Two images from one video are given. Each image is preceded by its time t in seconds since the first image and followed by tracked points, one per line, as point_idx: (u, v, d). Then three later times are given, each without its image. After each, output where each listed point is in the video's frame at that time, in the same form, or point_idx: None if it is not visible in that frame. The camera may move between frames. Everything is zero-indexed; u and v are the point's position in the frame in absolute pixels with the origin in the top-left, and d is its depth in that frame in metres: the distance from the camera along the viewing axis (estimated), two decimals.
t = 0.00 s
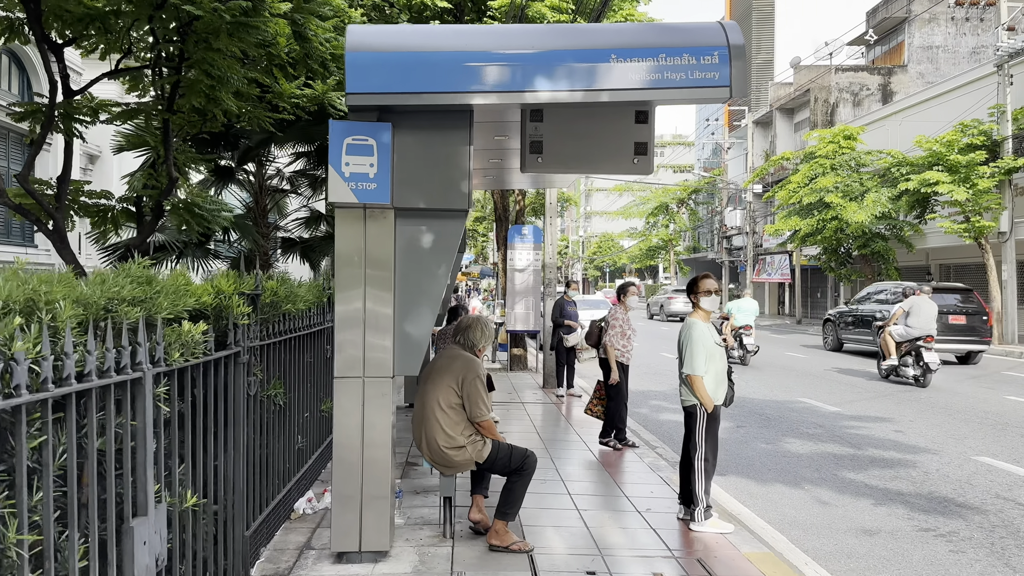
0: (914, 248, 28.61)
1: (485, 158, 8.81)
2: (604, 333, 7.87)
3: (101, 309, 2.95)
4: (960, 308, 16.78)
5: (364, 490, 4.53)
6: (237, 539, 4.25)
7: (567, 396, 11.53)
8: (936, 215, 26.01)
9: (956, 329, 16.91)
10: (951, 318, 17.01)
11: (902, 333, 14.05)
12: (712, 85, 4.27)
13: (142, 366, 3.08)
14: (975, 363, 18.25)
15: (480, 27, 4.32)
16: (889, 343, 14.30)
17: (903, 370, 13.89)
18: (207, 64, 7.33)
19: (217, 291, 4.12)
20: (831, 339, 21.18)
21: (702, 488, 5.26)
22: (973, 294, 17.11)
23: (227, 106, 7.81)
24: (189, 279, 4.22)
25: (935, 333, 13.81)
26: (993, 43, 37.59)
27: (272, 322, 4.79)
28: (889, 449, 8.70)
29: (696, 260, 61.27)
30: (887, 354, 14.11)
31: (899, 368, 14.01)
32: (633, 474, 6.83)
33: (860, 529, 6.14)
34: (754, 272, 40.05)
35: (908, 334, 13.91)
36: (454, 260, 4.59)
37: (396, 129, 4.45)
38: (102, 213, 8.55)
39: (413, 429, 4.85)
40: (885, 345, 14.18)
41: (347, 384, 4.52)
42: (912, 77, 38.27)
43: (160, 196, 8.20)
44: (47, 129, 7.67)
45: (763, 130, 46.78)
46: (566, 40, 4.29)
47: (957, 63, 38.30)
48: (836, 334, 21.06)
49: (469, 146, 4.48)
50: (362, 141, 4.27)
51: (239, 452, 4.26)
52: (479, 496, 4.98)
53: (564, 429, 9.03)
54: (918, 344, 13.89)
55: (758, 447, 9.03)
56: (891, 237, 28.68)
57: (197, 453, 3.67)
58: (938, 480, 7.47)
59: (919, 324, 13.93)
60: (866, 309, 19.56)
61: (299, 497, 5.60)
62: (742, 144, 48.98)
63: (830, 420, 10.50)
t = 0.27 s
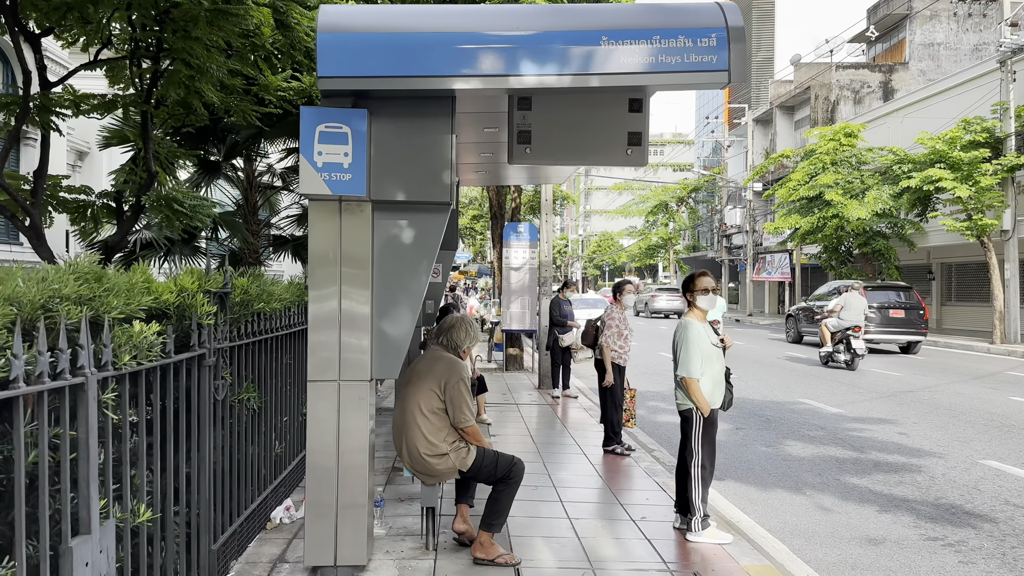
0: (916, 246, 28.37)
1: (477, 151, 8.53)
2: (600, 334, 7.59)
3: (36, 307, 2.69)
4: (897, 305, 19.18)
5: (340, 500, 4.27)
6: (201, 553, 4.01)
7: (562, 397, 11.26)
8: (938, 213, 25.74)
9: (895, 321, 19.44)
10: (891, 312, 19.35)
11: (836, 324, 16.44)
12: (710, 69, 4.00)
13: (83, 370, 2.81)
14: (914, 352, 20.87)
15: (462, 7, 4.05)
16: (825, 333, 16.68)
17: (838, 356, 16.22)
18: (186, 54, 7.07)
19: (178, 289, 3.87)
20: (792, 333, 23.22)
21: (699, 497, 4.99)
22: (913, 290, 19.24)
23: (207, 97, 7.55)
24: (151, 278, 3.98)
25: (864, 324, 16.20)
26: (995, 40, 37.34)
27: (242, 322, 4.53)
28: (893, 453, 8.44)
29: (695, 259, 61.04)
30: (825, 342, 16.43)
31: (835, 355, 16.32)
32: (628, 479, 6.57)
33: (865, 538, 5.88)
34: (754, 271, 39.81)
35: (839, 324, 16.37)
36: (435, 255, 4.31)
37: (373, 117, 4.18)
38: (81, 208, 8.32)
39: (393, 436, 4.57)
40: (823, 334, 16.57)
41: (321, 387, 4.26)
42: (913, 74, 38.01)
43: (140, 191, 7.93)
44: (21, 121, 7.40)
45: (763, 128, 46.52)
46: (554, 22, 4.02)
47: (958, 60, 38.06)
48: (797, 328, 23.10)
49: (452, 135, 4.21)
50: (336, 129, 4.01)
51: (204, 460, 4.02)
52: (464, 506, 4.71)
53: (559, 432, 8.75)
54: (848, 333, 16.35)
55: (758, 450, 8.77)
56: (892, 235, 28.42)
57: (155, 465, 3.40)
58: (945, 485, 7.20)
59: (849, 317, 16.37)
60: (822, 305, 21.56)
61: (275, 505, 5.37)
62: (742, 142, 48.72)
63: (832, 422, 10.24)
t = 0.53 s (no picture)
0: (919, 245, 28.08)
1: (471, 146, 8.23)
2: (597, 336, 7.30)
3: None
4: (852, 301, 21.35)
5: (315, 513, 3.98)
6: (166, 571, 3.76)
7: (560, 400, 10.98)
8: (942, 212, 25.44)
9: (853, 318, 21.40)
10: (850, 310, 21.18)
11: (789, 319, 18.60)
12: (712, 52, 3.72)
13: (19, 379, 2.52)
14: (871, 345, 23.14)
15: None
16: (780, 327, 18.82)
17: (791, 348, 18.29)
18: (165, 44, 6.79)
19: (139, 288, 3.60)
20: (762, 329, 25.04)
21: (700, 509, 4.71)
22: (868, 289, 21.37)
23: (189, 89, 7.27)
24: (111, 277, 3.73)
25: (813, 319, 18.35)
26: (999, 38, 37.04)
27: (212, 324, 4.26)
28: (901, 459, 8.15)
29: (696, 258, 60.76)
30: (780, 335, 18.53)
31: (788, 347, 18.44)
32: (626, 488, 6.28)
33: (874, 551, 5.59)
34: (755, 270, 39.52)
35: (791, 318, 18.65)
36: (419, 253, 4.03)
37: (351, 104, 3.90)
38: (60, 206, 8.04)
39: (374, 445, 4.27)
40: (778, 328, 18.69)
41: (296, 394, 3.98)
42: (916, 73, 37.71)
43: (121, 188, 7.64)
44: None
45: (765, 127, 46.21)
46: (544, 2, 3.75)
47: (962, 59, 37.76)
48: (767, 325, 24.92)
49: (436, 125, 3.94)
50: (310, 116, 3.73)
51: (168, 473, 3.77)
52: (450, 520, 4.43)
53: (556, 437, 8.46)
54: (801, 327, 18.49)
55: (761, 455, 8.48)
56: (896, 235, 28.14)
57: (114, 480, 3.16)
58: (956, 493, 6.92)
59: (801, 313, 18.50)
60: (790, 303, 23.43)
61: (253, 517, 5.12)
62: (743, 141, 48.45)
63: (837, 426, 9.95)
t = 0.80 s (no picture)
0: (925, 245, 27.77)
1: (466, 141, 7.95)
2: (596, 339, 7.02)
3: None
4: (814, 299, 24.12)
5: (286, 531, 3.71)
6: None
7: (559, 403, 10.72)
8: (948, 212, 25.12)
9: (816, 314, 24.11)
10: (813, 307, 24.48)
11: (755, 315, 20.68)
12: (714, 35, 3.44)
13: None
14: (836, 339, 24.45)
15: None
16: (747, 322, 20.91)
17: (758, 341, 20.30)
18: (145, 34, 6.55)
19: (93, 290, 3.34)
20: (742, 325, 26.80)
21: (701, 524, 4.43)
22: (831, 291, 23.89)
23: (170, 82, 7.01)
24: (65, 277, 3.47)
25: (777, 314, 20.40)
26: (1005, 36, 36.67)
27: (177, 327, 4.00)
28: (910, 466, 7.87)
29: (699, 258, 60.48)
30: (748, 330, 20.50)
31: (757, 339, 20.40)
32: (624, 498, 6.01)
33: (885, 566, 5.31)
34: (759, 270, 39.22)
35: (757, 316, 20.66)
36: (400, 253, 3.75)
37: (324, 92, 3.63)
38: (42, 204, 7.72)
39: (352, 457, 3.98)
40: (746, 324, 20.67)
41: (267, 403, 3.70)
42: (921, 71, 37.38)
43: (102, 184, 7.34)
44: None
45: (768, 126, 45.87)
46: None
47: (967, 57, 37.39)
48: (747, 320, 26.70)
49: (418, 114, 3.65)
50: (279, 105, 3.47)
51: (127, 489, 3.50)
52: (435, 537, 4.14)
53: (553, 443, 8.18)
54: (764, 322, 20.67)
55: (765, 462, 8.21)
56: (901, 234, 27.85)
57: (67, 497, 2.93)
58: (969, 503, 6.63)
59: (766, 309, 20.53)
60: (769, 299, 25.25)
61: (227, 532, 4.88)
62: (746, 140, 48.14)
63: (844, 431, 9.67)
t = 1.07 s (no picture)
0: (932, 244, 27.43)
1: (460, 133, 7.67)
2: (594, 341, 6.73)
3: None
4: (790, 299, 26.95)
5: (252, 549, 3.43)
6: None
7: (558, 405, 10.43)
8: (955, 209, 24.76)
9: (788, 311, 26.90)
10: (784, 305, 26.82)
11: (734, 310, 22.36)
12: (716, 8, 3.16)
13: None
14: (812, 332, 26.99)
15: None
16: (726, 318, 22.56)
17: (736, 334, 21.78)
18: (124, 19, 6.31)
19: (39, 288, 3.07)
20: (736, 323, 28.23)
21: (703, 538, 4.15)
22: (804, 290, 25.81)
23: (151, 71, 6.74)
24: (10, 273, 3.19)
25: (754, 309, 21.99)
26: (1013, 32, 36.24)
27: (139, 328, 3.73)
28: (921, 471, 7.57)
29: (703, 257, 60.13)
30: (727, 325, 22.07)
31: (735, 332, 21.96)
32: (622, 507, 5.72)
33: None
34: (763, 269, 38.89)
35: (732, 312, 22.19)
36: (378, 248, 3.47)
37: (293, 72, 3.35)
38: (21, 199, 7.41)
39: (326, 467, 3.70)
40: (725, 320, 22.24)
41: (232, 409, 3.43)
42: (927, 67, 37.00)
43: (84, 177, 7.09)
44: None
45: (772, 123, 45.51)
46: None
47: (974, 53, 36.96)
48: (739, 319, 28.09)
49: (395, 97, 3.37)
50: (242, 86, 3.20)
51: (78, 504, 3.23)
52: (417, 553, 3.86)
53: (551, 447, 7.90)
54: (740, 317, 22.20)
55: (770, 467, 7.91)
56: (907, 232, 27.51)
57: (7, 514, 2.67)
58: (984, 512, 6.33)
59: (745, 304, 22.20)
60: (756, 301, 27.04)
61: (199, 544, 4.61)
62: (751, 138, 47.78)
63: (851, 434, 9.37)
